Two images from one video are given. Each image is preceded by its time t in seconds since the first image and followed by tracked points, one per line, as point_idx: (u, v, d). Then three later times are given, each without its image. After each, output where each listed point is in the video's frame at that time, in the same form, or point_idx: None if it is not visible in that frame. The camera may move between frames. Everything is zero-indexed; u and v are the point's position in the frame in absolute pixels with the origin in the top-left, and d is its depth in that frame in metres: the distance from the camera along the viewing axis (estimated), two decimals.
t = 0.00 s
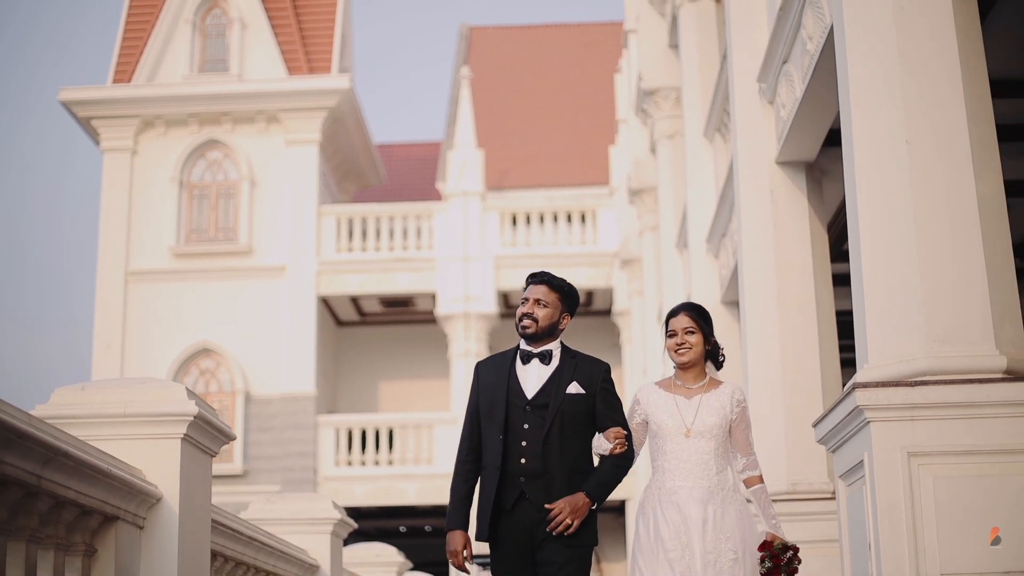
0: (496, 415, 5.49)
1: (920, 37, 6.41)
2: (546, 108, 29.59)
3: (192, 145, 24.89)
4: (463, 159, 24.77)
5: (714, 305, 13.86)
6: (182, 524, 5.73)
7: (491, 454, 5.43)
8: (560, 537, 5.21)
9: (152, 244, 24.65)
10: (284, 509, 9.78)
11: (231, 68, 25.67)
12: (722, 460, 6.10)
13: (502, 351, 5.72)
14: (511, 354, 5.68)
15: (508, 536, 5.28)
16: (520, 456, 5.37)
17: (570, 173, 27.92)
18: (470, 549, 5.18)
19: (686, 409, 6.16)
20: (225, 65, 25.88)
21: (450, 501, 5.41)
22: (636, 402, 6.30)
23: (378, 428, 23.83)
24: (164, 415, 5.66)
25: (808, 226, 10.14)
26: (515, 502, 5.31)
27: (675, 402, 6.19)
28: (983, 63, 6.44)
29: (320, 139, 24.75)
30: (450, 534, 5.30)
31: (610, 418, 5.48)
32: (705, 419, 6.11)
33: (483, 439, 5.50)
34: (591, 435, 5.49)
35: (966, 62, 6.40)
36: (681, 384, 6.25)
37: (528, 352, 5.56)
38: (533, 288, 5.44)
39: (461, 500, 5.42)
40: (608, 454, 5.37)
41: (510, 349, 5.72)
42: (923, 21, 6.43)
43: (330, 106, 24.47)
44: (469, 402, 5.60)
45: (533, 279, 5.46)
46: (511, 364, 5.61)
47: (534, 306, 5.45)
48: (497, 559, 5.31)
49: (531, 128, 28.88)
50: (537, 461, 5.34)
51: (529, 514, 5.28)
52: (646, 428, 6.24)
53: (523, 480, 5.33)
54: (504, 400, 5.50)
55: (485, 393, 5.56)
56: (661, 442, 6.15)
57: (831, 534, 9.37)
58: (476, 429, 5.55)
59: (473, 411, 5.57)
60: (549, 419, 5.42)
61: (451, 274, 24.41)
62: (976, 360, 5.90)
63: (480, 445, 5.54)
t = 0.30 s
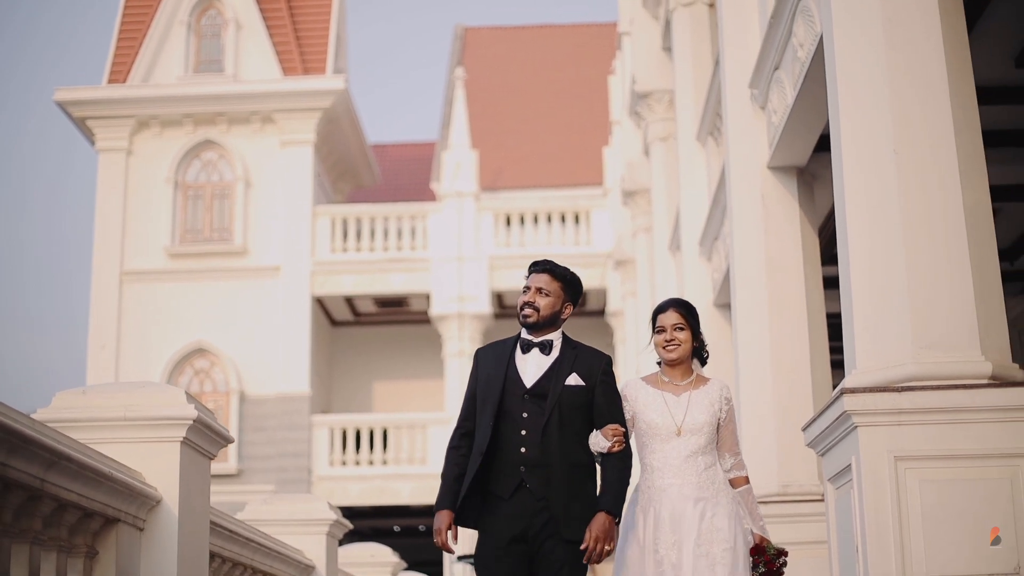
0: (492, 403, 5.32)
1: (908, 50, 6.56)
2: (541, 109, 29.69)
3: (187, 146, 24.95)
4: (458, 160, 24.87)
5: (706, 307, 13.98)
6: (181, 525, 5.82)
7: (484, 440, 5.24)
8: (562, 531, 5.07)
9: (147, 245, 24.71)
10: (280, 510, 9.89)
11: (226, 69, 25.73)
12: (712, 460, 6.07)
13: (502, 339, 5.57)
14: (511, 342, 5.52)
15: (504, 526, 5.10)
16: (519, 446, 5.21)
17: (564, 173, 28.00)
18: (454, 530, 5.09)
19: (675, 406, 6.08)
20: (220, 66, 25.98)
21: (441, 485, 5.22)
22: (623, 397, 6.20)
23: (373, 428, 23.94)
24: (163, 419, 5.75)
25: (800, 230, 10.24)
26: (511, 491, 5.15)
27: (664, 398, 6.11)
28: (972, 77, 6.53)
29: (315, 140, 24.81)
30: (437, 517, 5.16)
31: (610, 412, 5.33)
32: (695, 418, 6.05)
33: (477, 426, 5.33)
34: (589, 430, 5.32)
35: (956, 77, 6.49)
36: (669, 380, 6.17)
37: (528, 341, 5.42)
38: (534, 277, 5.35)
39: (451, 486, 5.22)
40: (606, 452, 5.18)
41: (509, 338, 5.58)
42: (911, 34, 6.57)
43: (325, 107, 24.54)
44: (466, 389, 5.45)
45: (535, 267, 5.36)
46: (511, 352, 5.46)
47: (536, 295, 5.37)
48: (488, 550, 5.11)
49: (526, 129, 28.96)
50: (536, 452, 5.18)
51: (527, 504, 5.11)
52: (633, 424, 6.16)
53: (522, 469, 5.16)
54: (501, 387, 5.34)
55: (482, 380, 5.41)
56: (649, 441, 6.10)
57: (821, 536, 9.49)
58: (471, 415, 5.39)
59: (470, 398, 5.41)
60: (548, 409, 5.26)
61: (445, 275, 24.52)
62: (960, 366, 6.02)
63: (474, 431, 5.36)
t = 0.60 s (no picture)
0: (492, 402, 5.36)
1: (899, 62, 6.68)
2: (536, 111, 29.77)
3: (183, 148, 25.02)
4: (453, 161, 24.95)
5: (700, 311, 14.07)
6: (182, 529, 5.91)
7: (486, 441, 5.29)
8: (558, 533, 5.13)
9: (143, 246, 24.76)
10: (277, 512, 9.98)
11: (222, 71, 25.78)
12: (719, 463, 6.01)
13: (498, 337, 5.60)
14: (507, 342, 5.55)
15: (504, 527, 5.14)
16: (521, 446, 5.27)
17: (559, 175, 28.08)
18: (461, 530, 5.11)
19: (681, 409, 6.05)
20: (216, 68, 26.01)
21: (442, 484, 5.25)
22: (628, 401, 6.19)
23: (368, 429, 24.01)
24: (164, 424, 5.83)
25: (793, 236, 10.37)
26: (512, 491, 5.19)
27: (670, 400, 6.08)
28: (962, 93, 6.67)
29: (311, 141, 24.89)
30: (442, 515, 5.17)
31: (608, 413, 5.40)
32: (701, 420, 6.01)
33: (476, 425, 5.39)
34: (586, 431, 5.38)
35: (946, 87, 6.62)
36: (677, 383, 6.14)
37: (525, 340, 5.46)
38: (528, 274, 5.37)
39: (453, 484, 5.26)
40: (601, 452, 5.27)
41: (505, 337, 5.61)
42: (903, 46, 6.69)
43: (321, 109, 24.61)
44: (462, 388, 5.49)
45: (529, 265, 5.38)
46: (508, 351, 5.50)
47: (531, 293, 5.38)
48: (488, 548, 5.15)
49: (521, 131, 29.04)
50: (538, 452, 5.24)
51: (525, 505, 5.15)
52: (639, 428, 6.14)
53: (524, 470, 5.21)
54: (501, 387, 5.39)
55: (480, 379, 5.45)
56: (655, 444, 6.07)
57: (813, 538, 9.59)
58: (468, 414, 5.44)
59: (467, 397, 5.45)
60: (549, 409, 5.32)
61: (441, 276, 24.60)
62: (952, 374, 6.12)
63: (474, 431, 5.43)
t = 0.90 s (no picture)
0: (482, 403, 5.35)
1: (889, 73, 6.80)
2: (531, 112, 29.86)
3: (178, 149, 25.08)
4: (447, 163, 25.05)
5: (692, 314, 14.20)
6: (183, 532, 6.00)
7: (478, 444, 5.27)
8: (557, 533, 5.17)
9: (138, 247, 24.82)
10: (275, 514, 10.09)
11: (217, 72, 25.84)
12: (726, 453, 6.01)
13: (481, 337, 5.59)
14: (491, 341, 5.54)
15: (504, 531, 5.15)
16: (516, 446, 5.26)
17: (553, 177, 28.18)
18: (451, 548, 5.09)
19: (686, 399, 6.06)
20: (210, 69, 25.97)
21: (431, 496, 5.24)
22: (635, 391, 6.23)
23: (363, 430, 24.10)
24: (166, 428, 5.93)
25: (784, 241, 10.50)
26: (506, 492, 5.19)
27: (676, 392, 6.10)
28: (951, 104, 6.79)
29: (305, 143, 24.97)
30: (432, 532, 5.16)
31: (597, 409, 5.43)
32: (706, 411, 6.01)
33: (465, 428, 5.37)
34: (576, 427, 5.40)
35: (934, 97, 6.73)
36: (685, 374, 6.15)
37: (510, 338, 5.44)
38: (511, 270, 5.33)
39: (440, 498, 5.25)
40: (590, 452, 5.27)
41: (489, 336, 5.60)
42: (894, 57, 6.80)
43: (316, 111, 24.69)
44: (447, 387, 5.47)
45: (510, 261, 5.34)
46: (494, 350, 5.48)
47: (514, 289, 5.34)
48: (485, 552, 5.15)
49: (515, 132, 29.13)
50: (533, 452, 5.25)
51: (523, 507, 5.17)
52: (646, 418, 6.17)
53: (519, 470, 5.21)
54: (490, 387, 5.37)
55: (466, 380, 5.43)
56: (661, 435, 6.09)
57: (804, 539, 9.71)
58: (455, 415, 5.42)
59: (453, 398, 5.43)
60: (542, 407, 5.32)
61: (436, 278, 24.70)
62: (942, 380, 6.22)
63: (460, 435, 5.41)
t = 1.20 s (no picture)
0: (469, 391, 5.28)
1: (883, 81, 6.90)
2: (527, 113, 29.94)
3: (175, 150, 25.13)
4: (444, 164, 25.12)
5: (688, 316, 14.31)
6: (186, 533, 6.09)
7: (461, 432, 5.20)
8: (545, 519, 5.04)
9: (135, 247, 24.89)
10: (275, 515, 10.18)
11: (214, 73, 25.92)
12: (730, 450, 6.06)
13: (468, 327, 5.52)
14: (479, 329, 5.47)
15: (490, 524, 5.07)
16: (501, 435, 5.18)
17: (549, 177, 28.26)
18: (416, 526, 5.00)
19: (693, 396, 6.10)
20: (208, 70, 26.05)
21: (404, 479, 5.18)
22: (636, 385, 6.24)
23: (359, 430, 24.16)
24: (170, 431, 6.03)
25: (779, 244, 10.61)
26: (490, 482, 5.11)
27: (681, 386, 6.14)
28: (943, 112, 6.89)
29: (302, 144, 25.05)
30: (398, 510, 5.09)
31: (586, 397, 5.34)
32: (712, 407, 6.05)
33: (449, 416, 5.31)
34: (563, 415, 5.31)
35: (926, 106, 6.84)
36: (687, 368, 6.20)
37: (498, 327, 5.38)
38: (499, 261, 5.27)
39: (415, 479, 5.20)
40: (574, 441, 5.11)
41: (476, 326, 5.53)
42: (887, 65, 6.91)
43: (312, 112, 24.77)
44: (432, 374, 5.41)
45: (498, 251, 5.28)
46: (482, 339, 5.41)
47: (503, 280, 5.28)
48: (472, 552, 5.09)
49: (511, 133, 29.21)
50: (518, 440, 5.16)
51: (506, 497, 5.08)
52: (648, 413, 6.18)
53: (503, 459, 5.13)
54: (477, 375, 5.30)
55: (453, 367, 5.36)
56: (665, 430, 6.11)
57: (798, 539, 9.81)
58: (441, 403, 5.36)
59: (438, 386, 5.37)
60: (529, 394, 5.24)
61: (432, 279, 24.76)
62: (932, 384, 6.33)
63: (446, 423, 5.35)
